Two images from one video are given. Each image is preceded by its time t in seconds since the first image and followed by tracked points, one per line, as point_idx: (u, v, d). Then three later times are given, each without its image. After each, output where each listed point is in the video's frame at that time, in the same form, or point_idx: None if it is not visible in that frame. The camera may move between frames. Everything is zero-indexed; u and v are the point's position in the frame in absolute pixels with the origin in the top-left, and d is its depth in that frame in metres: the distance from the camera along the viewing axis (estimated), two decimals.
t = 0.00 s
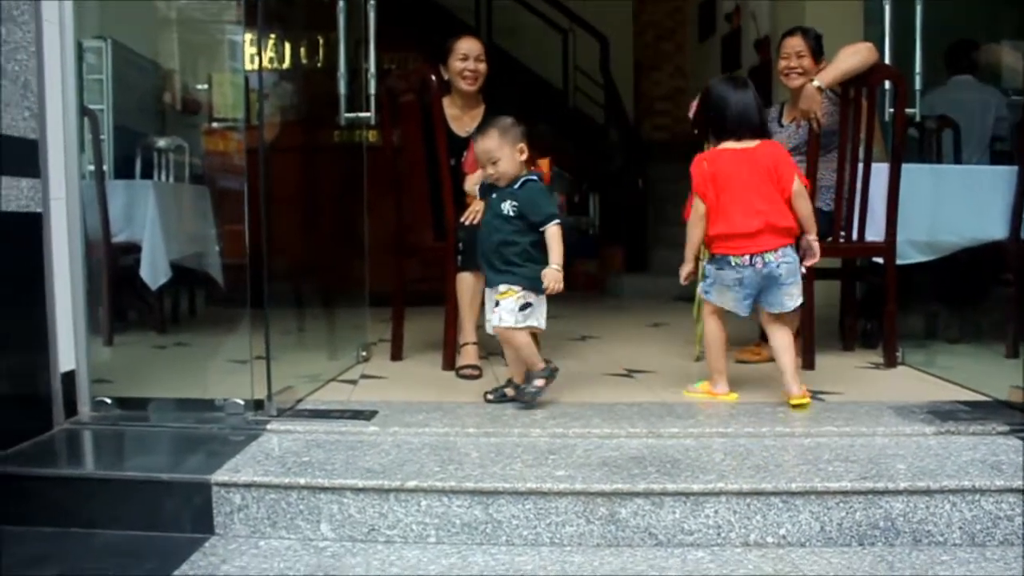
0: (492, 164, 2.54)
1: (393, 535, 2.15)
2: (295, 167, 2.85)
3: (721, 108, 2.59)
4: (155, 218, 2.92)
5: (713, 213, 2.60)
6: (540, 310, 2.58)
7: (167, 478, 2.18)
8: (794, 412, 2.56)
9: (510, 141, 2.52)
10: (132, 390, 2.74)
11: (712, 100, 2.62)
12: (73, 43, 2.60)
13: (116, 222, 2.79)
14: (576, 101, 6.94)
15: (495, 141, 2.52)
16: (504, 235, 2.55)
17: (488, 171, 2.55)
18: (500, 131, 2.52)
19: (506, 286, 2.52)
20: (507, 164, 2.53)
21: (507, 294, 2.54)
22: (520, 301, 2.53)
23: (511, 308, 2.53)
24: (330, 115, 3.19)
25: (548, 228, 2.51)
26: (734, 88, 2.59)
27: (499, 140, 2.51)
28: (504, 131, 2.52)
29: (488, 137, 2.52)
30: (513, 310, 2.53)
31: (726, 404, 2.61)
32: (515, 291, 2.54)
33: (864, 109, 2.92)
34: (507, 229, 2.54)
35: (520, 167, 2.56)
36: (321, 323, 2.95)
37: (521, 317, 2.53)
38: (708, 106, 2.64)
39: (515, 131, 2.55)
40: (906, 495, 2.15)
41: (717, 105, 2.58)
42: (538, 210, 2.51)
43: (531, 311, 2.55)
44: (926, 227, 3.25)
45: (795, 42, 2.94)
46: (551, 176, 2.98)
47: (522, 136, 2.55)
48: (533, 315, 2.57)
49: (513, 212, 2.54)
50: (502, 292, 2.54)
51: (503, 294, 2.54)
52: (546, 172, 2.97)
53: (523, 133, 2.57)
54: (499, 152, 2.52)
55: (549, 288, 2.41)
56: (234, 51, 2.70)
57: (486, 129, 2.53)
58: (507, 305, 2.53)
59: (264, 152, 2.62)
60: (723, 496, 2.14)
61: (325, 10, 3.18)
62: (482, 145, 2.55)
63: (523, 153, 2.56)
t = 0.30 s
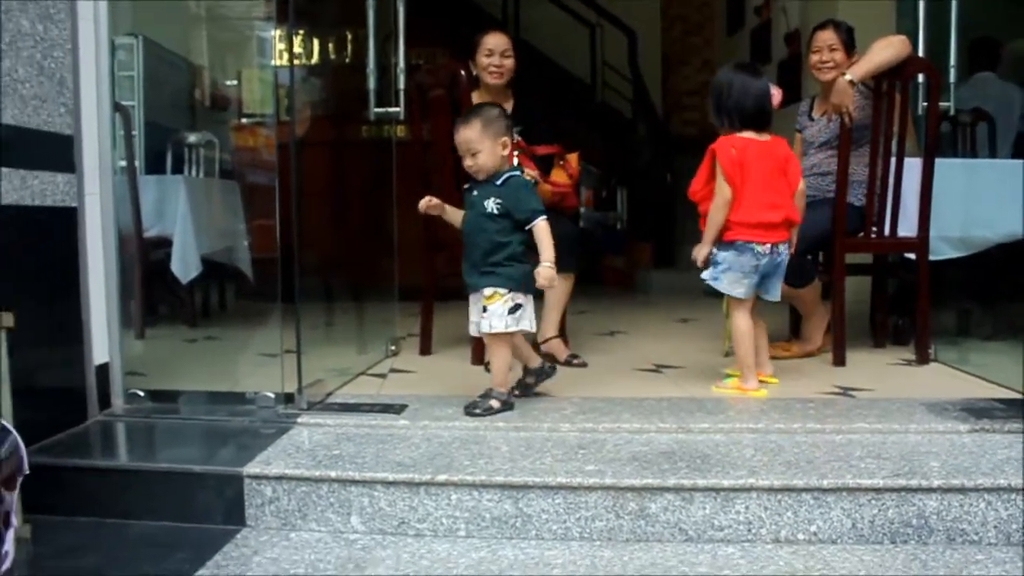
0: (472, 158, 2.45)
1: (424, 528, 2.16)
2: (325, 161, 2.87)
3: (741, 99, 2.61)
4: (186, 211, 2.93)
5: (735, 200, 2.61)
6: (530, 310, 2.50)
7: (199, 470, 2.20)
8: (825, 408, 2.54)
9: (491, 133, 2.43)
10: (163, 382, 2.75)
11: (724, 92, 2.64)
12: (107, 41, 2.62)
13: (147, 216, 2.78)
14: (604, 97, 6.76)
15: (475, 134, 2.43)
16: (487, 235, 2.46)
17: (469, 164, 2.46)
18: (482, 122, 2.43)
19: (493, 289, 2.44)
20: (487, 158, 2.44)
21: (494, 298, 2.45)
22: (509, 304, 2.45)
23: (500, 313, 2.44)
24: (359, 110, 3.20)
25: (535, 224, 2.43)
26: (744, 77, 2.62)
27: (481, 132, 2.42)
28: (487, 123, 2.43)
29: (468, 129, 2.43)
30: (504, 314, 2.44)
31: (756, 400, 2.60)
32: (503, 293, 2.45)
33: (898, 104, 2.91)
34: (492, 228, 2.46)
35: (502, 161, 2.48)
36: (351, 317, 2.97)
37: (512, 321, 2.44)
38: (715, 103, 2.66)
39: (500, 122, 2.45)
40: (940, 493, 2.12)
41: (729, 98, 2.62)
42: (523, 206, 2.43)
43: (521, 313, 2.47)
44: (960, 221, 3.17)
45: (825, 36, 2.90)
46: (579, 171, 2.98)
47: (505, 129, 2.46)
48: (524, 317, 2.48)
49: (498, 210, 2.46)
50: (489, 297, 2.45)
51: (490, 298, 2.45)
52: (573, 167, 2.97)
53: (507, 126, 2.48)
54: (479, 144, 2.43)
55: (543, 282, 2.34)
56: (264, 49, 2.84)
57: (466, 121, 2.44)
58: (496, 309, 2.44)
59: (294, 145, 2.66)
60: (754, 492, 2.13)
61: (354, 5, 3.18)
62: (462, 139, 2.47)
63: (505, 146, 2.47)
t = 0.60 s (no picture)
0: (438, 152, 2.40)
1: (450, 527, 2.16)
2: (352, 160, 2.91)
3: (772, 100, 2.61)
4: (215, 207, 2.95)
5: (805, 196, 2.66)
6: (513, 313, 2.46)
7: (228, 467, 2.22)
8: (854, 408, 2.51)
9: (461, 129, 2.37)
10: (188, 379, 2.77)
11: (758, 91, 2.61)
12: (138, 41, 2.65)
13: (175, 214, 2.81)
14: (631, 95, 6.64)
15: (444, 127, 2.38)
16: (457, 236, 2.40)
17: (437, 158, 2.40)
18: (453, 116, 2.38)
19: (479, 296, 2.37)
20: (453, 152, 2.38)
21: (480, 305, 2.38)
22: (497, 309, 2.38)
23: (489, 320, 2.37)
24: (385, 109, 3.21)
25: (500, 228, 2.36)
26: (771, 78, 2.62)
27: (450, 126, 2.37)
28: (456, 118, 2.38)
29: (438, 123, 2.38)
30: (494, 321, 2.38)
31: (783, 400, 2.58)
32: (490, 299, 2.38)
33: (930, 101, 2.87)
34: (462, 229, 2.40)
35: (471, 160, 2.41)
36: (377, 316, 2.99)
37: (502, 326, 2.38)
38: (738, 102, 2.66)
39: (470, 119, 2.39)
40: (972, 494, 2.10)
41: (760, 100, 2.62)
42: (491, 209, 2.36)
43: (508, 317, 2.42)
44: (991, 220, 3.13)
45: (855, 32, 2.87)
46: (606, 168, 3.00)
47: (477, 126, 2.40)
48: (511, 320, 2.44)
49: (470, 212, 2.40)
50: (475, 305, 2.38)
51: (477, 306, 2.37)
52: (600, 165, 2.99)
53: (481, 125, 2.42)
54: (446, 138, 2.38)
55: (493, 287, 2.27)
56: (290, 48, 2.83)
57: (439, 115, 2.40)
58: (485, 317, 2.37)
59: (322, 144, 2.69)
60: (782, 492, 2.12)
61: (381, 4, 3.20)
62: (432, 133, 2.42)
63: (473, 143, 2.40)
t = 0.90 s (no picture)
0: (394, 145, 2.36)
1: (472, 524, 2.16)
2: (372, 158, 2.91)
3: (808, 99, 2.60)
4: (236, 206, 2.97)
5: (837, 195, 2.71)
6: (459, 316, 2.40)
7: (250, 463, 2.22)
8: (879, 407, 2.49)
9: (419, 121, 2.34)
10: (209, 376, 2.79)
11: (796, 91, 2.59)
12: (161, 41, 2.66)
13: (197, 212, 2.82)
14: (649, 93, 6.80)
15: (402, 119, 2.34)
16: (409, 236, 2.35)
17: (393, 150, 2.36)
18: (411, 109, 2.35)
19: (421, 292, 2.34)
20: (408, 145, 2.34)
21: (421, 302, 2.34)
22: (436, 309, 2.34)
23: (427, 319, 2.33)
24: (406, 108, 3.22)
25: (461, 227, 2.31)
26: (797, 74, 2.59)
27: (408, 118, 2.33)
28: (414, 112, 2.35)
29: (397, 114, 2.35)
30: (430, 320, 2.34)
31: (806, 399, 2.56)
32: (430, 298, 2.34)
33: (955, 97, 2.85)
34: (416, 229, 2.35)
35: (426, 156, 2.36)
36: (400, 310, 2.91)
37: (439, 327, 2.35)
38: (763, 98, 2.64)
39: (428, 113, 2.36)
40: (999, 495, 2.07)
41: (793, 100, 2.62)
42: (445, 207, 2.31)
43: (449, 318, 2.36)
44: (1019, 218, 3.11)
45: (880, 28, 2.84)
46: (628, 167, 2.96)
47: (435, 122, 2.36)
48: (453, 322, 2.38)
49: (423, 212, 2.34)
50: (416, 301, 2.34)
51: (417, 302, 2.34)
52: (622, 163, 2.94)
53: (440, 122, 2.39)
54: (402, 131, 2.34)
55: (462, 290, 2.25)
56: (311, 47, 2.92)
57: (400, 107, 2.37)
58: (422, 315, 2.33)
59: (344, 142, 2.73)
60: (806, 491, 2.10)
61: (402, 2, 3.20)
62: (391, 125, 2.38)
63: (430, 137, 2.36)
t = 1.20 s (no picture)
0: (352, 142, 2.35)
1: (501, 518, 2.15)
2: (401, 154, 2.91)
3: (854, 95, 2.55)
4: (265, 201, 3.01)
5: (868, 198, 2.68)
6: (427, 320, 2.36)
7: (280, 456, 2.23)
8: (910, 405, 2.46)
9: (374, 119, 2.31)
10: (237, 369, 2.80)
11: (842, 87, 2.53)
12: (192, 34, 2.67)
13: (225, 205, 2.83)
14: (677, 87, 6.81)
15: (359, 116, 2.33)
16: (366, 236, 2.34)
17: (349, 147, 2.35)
18: (368, 106, 2.33)
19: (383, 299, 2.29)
20: (363, 142, 2.32)
21: (386, 309, 2.30)
22: (403, 314, 2.29)
23: (394, 325, 2.29)
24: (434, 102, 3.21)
25: (409, 223, 2.24)
26: (846, 67, 2.54)
27: (365, 116, 2.31)
28: (372, 110, 2.32)
29: (354, 112, 2.34)
30: (398, 326, 2.29)
31: (837, 396, 2.54)
32: (396, 304, 2.30)
33: (992, 91, 2.81)
34: (371, 229, 2.33)
35: (381, 154, 2.33)
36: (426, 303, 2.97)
37: (409, 331, 2.30)
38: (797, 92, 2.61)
39: (387, 112, 2.33)
40: None
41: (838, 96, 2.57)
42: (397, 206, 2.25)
43: (418, 322, 2.32)
44: None
45: (913, 20, 2.82)
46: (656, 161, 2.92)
47: (392, 119, 2.33)
48: (421, 326, 2.33)
49: (377, 211, 2.32)
50: (381, 308, 2.30)
51: (382, 309, 2.30)
52: (650, 157, 2.91)
53: (399, 120, 2.36)
54: (359, 129, 2.32)
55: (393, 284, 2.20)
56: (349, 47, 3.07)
57: (358, 104, 2.35)
58: (388, 321, 2.29)
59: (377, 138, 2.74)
60: (837, 488, 2.08)
61: None
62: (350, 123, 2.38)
63: (388, 137, 2.33)
